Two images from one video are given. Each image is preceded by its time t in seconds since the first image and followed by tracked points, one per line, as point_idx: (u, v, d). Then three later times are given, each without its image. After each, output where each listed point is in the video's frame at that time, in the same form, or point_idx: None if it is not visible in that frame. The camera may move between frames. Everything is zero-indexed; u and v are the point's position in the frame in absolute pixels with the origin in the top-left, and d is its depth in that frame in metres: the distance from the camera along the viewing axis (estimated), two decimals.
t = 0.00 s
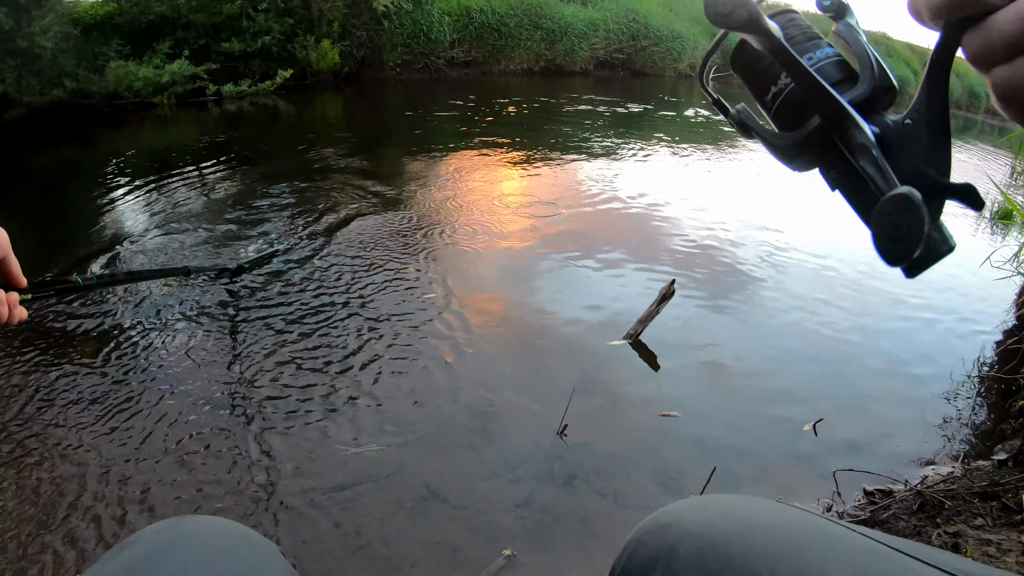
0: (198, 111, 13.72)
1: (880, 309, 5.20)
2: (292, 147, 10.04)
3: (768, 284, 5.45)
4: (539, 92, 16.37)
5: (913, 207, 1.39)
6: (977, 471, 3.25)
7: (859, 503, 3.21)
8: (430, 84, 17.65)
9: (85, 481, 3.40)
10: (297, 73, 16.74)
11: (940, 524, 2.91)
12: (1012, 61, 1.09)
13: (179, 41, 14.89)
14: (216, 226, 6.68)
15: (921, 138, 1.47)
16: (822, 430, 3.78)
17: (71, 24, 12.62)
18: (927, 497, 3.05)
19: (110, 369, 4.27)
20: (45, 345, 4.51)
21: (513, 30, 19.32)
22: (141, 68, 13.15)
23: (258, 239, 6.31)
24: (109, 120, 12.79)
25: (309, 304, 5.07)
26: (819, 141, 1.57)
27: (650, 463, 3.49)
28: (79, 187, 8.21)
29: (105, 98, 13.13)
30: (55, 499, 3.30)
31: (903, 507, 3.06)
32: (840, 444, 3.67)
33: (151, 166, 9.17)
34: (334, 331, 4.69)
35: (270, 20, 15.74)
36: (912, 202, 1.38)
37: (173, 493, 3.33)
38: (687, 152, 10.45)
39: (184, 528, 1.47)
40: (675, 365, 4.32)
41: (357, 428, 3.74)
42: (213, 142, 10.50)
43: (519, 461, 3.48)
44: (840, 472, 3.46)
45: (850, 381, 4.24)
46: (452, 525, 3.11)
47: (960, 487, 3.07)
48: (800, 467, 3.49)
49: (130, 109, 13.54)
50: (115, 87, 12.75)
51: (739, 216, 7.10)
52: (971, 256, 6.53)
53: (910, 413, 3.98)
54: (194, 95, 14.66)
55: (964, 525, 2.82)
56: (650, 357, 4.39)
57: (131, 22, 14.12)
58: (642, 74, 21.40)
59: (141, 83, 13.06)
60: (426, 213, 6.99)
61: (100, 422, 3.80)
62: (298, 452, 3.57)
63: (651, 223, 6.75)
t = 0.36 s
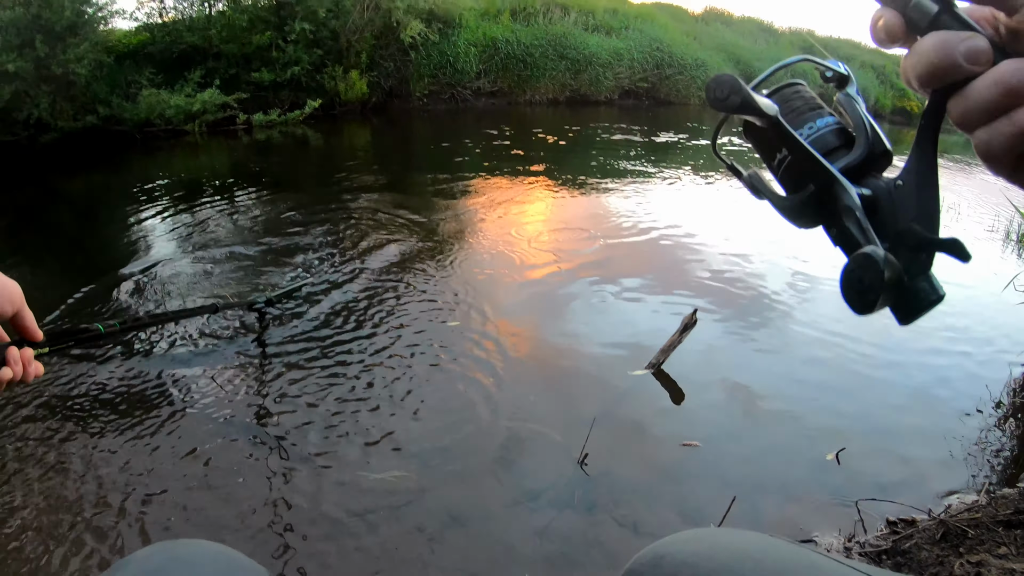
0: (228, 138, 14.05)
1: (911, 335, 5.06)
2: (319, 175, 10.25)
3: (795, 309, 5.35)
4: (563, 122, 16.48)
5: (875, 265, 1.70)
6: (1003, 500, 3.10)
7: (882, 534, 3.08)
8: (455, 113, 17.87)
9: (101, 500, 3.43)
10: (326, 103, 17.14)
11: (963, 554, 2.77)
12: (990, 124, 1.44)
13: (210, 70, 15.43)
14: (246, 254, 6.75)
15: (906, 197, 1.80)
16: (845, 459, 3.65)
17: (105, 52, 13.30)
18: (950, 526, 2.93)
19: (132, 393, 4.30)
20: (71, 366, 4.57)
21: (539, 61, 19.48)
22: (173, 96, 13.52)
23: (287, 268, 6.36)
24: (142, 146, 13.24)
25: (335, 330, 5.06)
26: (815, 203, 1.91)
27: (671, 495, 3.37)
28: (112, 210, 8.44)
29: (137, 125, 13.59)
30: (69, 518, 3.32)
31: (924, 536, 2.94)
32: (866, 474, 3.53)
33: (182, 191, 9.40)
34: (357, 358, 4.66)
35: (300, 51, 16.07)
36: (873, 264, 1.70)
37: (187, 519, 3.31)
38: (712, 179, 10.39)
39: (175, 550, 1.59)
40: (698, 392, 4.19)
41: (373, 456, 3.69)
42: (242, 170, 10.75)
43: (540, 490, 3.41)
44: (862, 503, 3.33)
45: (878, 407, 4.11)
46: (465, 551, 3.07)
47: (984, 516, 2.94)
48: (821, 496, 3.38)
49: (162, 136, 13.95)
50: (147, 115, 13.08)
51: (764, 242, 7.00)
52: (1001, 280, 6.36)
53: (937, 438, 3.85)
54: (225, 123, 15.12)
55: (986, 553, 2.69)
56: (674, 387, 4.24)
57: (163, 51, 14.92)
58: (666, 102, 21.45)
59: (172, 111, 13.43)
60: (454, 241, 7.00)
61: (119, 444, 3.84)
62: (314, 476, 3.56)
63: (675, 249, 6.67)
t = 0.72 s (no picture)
0: (251, 158, 14.29)
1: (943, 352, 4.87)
2: (340, 195, 10.36)
3: (817, 326, 5.22)
4: (582, 141, 16.46)
5: (877, 313, 1.68)
6: None
7: (903, 555, 2.96)
8: (475, 133, 17.98)
9: (101, 507, 3.30)
10: (348, 124, 17.39)
11: None
12: (1000, 175, 1.40)
13: (234, 91, 15.87)
14: (267, 274, 6.75)
15: (922, 244, 1.78)
16: (866, 479, 3.50)
17: (131, 73, 13.74)
18: (971, 546, 2.87)
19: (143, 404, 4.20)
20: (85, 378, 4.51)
21: (559, 80, 19.53)
22: (198, 118, 13.83)
23: (307, 288, 6.32)
24: (167, 165, 13.59)
25: (352, 348, 4.97)
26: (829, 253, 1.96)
27: (689, 514, 3.23)
28: (137, 229, 8.59)
29: (162, 145, 13.93)
30: (67, 525, 3.19)
31: (946, 557, 2.86)
32: (889, 495, 3.39)
33: (204, 211, 9.51)
34: (372, 375, 4.57)
35: (322, 72, 16.38)
36: (875, 311, 1.67)
37: (189, 529, 3.16)
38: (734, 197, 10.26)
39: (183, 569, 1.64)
40: (719, 412, 4.06)
41: (383, 472, 3.55)
42: (264, 190, 10.91)
43: (557, 510, 3.26)
44: (883, 523, 3.19)
45: (905, 426, 3.96)
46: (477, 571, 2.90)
47: (1007, 537, 2.90)
48: (843, 516, 3.24)
49: (186, 155, 14.29)
50: (172, 135, 13.44)
51: (787, 259, 6.87)
52: None
53: (967, 454, 3.68)
54: (249, 143, 15.42)
55: None
56: (693, 407, 4.10)
57: (187, 72, 15.36)
58: (686, 120, 21.55)
59: (196, 132, 13.72)
60: (475, 261, 6.93)
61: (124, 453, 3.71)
62: (322, 488, 3.42)
63: (696, 267, 6.57)
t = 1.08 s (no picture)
0: (262, 158, 14.38)
1: (954, 346, 4.83)
2: (350, 194, 10.41)
3: (826, 321, 5.19)
4: (593, 139, 16.44)
5: (872, 295, 1.68)
6: None
7: (912, 549, 2.94)
8: (484, 132, 18.00)
9: (116, 502, 3.34)
10: (358, 123, 17.46)
11: (996, 571, 2.70)
12: (998, 165, 1.35)
13: (245, 92, 15.99)
14: (278, 274, 6.77)
15: (927, 233, 1.77)
16: (876, 474, 3.49)
17: (142, 75, 13.86)
18: (981, 541, 2.84)
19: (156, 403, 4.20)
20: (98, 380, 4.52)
21: (569, 78, 19.47)
22: (208, 118, 13.89)
23: (319, 288, 6.32)
24: (179, 166, 13.72)
25: (362, 348, 4.97)
26: (838, 245, 1.92)
27: (697, 508, 3.24)
28: (150, 229, 8.69)
29: (173, 146, 14.08)
30: (81, 519, 3.23)
31: (955, 552, 2.84)
32: (899, 489, 3.37)
33: (215, 211, 9.58)
34: (383, 373, 4.56)
35: (332, 72, 16.41)
36: (873, 293, 1.67)
37: (201, 523, 3.20)
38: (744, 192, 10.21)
39: (202, 548, 1.72)
40: (728, 406, 4.05)
41: (392, 466, 3.57)
42: (275, 189, 10.99)
43: (566, 505, 3.26)
44: (892, 518, 3.17)
45: (915, 420, 3.93)
46: (485, 565, 2.91)
47: (1018, 532, 2.86)
48: (851, 510, 3.23)
49: (197, 156, 14.43)
50: (183, 136, 13.52)
51: (798, 254, 6.84)
52: None
53: (978, 449, 3.65)
54: (260, 143, 15.52)
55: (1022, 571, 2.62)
56: (702, 402, 4.09)
57: (198, 74, 15.48)
58: (696, 116, 21.47)
59: (207, 133, 13.79)
60: (485, 260, 6.91)
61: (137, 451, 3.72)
62: (331, 482, 3.44)
63: (705, 262, 6.55)
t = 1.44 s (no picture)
0: (273, 157, 14.44)
1: (968, 342, 4.78)
2: (360, 192, 10.45)
3: (837, 316, 5.16)
4: (604, 135, 16.37)
5: (870, 296, 1.73)
6: None
7: (922, 545, 2.92)
8: (494, 128, 17.97)
9: (128, 497, 3.37)
10: (368, 121, 17.50)
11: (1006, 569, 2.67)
12: (998, 165, 1.46)
13: (254, 90, 16.07)
14: (290, 273, 6.77)
15: (934, 231, 1.77)
16: (886, 469, 3.47)
17: (152, 75, 13.95)
18: (991, 538, 2.81)
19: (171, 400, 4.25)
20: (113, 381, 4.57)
21: (579, 74, 19.40)
22: (218, 117, 13.97)
23: (329, 287, 6.32)
24: (189, 165, 13.80)
25: (373, 346, 4.95)
26: (848, 246, 1.94)
27: (706, 503, 3.23)
28: (162, 228, 8.77)
29: (184, 146, 14.19)
30: (96, 513, 3.27)
31: (965, 550, 2.82)
32: (909, 485, 3.35)
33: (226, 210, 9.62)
34: (393, 370, 4.56)
35: (342, 70, 16.43)
36: (870, 294, 1.73)
37: (212, 517, 3.23)
38: (756, 187, 10.13)
39: (207, 536, 1.74)
40: (738, 401, 4.04)
41: (401, 461, 3.59)
42: (286, 187, 11.05)
43: (575, 500, 3.26)
44: (903, 513, 3.15)
45: (926, 415, 3.91)
46: (495, 560, 2.92)
47: None
48: (861, 506, 3.21)
49: (208, 155, 14.55)
50: (194, 135, 13.57)
51: (809, 249, 6.79)
52: None
53: (991, 446, 3.62)
54: (270, 142, 15.59)
55: None
56: (712, 397, 4.08)
57: (208, 73, 15.58)
58: (707, 111, 21.35)
59: (218, 132, 13.87)
60: (497, 257, 6.86)
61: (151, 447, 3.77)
62: (341, 477, 3.47)
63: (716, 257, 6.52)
